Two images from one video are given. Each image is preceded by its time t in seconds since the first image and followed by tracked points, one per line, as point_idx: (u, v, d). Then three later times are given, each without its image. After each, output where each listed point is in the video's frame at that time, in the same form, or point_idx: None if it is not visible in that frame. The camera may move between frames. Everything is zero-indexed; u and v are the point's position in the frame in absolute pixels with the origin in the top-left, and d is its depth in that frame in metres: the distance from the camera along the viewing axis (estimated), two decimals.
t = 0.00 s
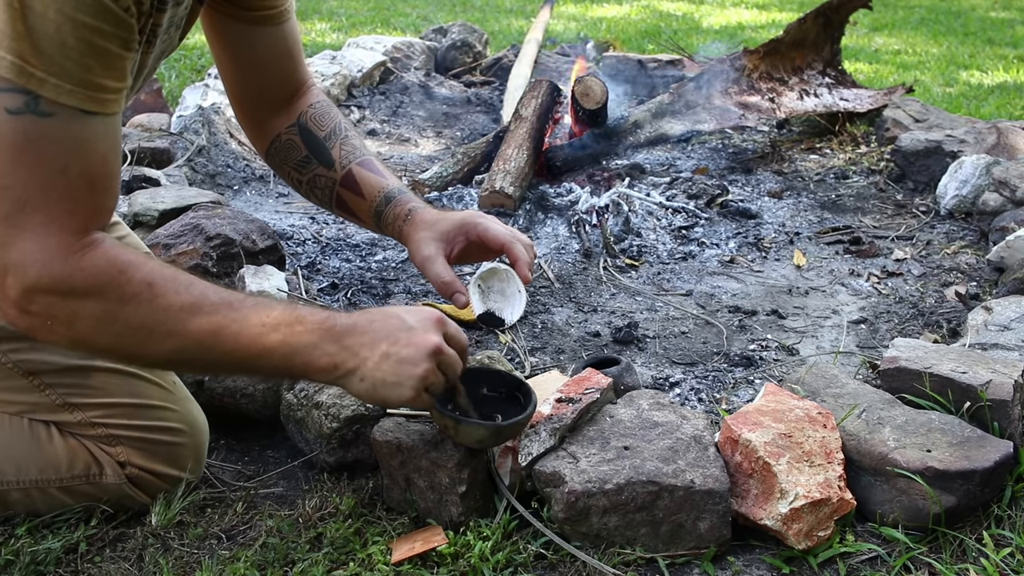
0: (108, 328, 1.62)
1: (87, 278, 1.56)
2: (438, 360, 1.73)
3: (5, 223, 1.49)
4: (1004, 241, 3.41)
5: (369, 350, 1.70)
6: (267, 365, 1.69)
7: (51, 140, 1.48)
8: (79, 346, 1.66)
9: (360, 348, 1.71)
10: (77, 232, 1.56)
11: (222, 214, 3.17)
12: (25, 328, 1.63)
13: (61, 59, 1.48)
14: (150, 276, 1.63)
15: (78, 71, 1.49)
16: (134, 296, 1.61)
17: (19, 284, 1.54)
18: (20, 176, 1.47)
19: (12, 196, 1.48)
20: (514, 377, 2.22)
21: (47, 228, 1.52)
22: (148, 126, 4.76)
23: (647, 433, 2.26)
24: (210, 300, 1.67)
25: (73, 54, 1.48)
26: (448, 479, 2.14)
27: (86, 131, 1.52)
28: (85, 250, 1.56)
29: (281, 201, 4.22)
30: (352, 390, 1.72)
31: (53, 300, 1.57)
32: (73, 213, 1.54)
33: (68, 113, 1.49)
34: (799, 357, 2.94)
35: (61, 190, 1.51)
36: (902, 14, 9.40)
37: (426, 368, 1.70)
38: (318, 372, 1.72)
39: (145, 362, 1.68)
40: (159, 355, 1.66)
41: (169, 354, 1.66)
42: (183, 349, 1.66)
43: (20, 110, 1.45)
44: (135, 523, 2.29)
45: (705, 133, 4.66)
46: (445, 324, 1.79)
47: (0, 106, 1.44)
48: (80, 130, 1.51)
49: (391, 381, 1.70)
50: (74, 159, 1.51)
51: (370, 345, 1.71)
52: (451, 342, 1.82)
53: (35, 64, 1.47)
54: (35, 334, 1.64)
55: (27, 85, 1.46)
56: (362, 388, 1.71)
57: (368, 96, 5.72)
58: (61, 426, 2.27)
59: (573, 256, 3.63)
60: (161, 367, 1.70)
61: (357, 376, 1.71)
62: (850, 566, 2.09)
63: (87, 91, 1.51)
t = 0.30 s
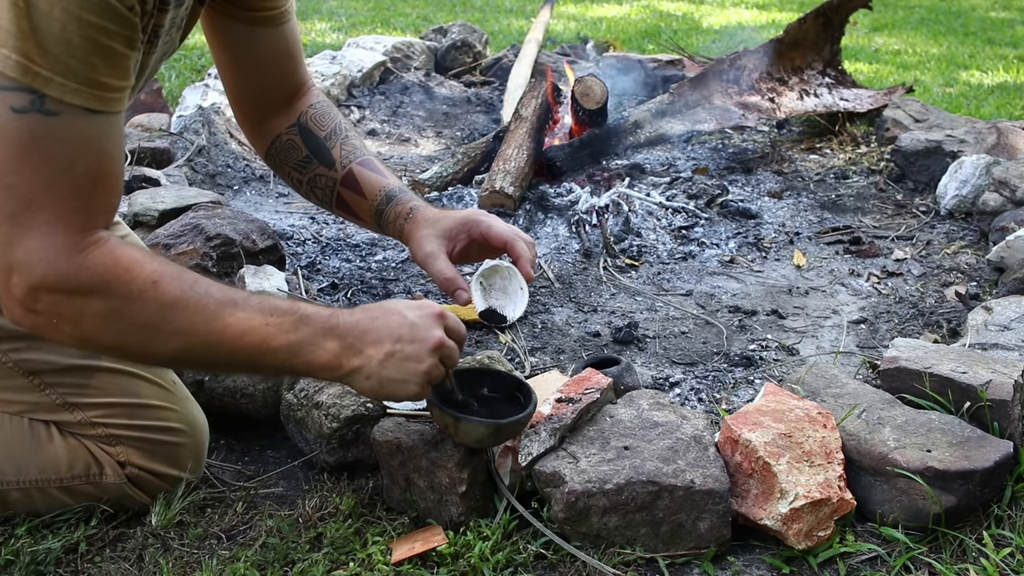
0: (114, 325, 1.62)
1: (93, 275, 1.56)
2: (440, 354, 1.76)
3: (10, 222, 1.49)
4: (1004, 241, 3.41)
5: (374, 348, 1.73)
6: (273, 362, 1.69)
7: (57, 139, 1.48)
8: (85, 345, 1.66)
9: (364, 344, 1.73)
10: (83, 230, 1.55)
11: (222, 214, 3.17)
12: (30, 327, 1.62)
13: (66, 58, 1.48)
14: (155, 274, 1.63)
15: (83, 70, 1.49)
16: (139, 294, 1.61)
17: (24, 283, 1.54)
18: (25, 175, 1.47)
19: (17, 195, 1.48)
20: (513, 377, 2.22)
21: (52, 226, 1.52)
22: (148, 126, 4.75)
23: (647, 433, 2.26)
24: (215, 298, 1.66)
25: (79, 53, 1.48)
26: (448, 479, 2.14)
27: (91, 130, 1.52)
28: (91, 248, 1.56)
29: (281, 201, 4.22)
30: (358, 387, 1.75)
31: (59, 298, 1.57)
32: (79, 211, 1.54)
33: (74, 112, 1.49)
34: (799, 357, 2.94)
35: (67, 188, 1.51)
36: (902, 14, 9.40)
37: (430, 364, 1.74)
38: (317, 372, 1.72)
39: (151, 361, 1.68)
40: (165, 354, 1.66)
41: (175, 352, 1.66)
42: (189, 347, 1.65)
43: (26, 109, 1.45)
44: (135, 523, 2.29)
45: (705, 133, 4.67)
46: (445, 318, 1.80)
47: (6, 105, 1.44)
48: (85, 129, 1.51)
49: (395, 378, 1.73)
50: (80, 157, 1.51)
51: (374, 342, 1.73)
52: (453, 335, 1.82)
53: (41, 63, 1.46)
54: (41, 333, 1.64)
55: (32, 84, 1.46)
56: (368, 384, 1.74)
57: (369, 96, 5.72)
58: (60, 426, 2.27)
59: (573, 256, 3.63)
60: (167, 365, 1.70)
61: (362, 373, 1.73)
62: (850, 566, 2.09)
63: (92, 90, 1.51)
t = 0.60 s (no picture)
0: (123, 322, 1.62)
1: (102, 272, 1.56)
2: (448, 352, 1.73)
3: (19, 219, 1.49)
4: (1004, 241, 3.41)
5: (380, 343, 1.71)
6: (282, 358, 1.68)
7: (63, 136, 1.48)
8: (95, 342, 1.66)
9: (371, 340, 1.71)
10: (91, 227, 1.55)
11: (222, 214, 3.17)
12: (40, 324, 1.63)
13: (72, 54, 1.48)
14: (164, 270, 1.63)
15: (89, 66, 1.49)
16: (148, 290, 1.61)
17: (33, 280, 1.54)
18: (32, 172, 1.47)
19: (24, 192, 1.48)
20: (514, 377, 2.22)
21: (60, 223, 1.52)
22: (148, 126, 4.75)
23: (647, 433, 2.26)
24: (223, 294, 1.66)
25: (85, 49, 1.48)
26: (448, 479, 2.14)
27: (98, 126, 1.52)
28: (99, 245, 1.56)
29: (281, 201, 4.22)
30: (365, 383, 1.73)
31: (69, 295, 1.57)
32: (86, 208, 1.54)
33: (80, 109, 1.49)
34: (799, 357, 2.94)
35: (74, 185, 1.51)
36: (902, 14, 9.40)
37: (437, 361, 1.71)
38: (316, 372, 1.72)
39: (161, 357, 1.68)
40: (175, 350, 1.66)
41: (185, 348, 1.65)
42: (198, 343, 1.65)
43: (32, 106, 1.45)
44: (135, 523, 2.29)
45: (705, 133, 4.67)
46: (456, 316, 1.79)
47: (12, 103, 1.44)
48: (91, 126, 1.51)
49: (404, 375, 1.70)
50: (86, 154, 1.51)
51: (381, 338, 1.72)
52: (465, 334, 1.81)
53: (47, 60, 1.46)
54: (52, 331, 1.65)
55: (39, 81, 1.46)
56: (375, 380, 1.72)
57: (368, 96, 5.72)
58: (60, 426, 2.27)
59: (573, 256, 3.63)
60: (178, 362, 1.70)
61: (369, 369, 1.71)
62: (850, 566, 2.09)
63: (98, 86, 1.51)
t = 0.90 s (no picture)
0: (129, 317, 1.61)
1: (108, 267, 1.55)
2: (456, 348, 1.73)
3: (24, 214, 1.48)
4: (1004, 241, 3.41)
5: (389, 337, 1.70)
6: (287, 354, 1.68)
7: (68, 131, 1.48)
8: (102, 339, 1.65)
9: (379, 334, 1.71)
10: (96, 222, 1.55)
11: (223, 214, 3.17)
12: (46, 321, 1.61)
13: (78, 50, 1.48)
14: (170, 265, 1.62)
15: (94, 61, 1.50)
16: (155, 285, 1.60)
17: (39, 276, 1.53)
18: (38, 167, 1.47)
19: (30, 187, 1.47)
20: (514, 377, 2.22)
21: (66, 218, 1.51)
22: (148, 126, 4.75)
23: (647, 433, 2.26)
24: (230, 289, 1.66)
25: (90, 44, 1.49)
26: (448, 479, 2.14)
27: (102, 121, 1.52)
28: (104, 240, 1.55)
29: (281, 201, 4.22)
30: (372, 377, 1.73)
31: (75, 291, 1.56)
32: (92, 202, 1.53)
33: (85, 104, 1.49)
34: (799, 357, 2.94)
35: (80, 179, 1.50)
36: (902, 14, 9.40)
37: (445, 355, 1.71)
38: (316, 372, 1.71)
39: (168, 353, 1.67)
40: (182, 345, 1.65)
41: (191, 344, 1.65)
42: (205, 338, 1.64)
43: (37, 101, 1.45)
44: (135, 523, 2.29)
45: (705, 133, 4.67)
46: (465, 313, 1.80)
47: (17, 98, 1.44)
48: (96, 121, 1.51)
49: (411, 369, 1.70)
50: (91, 148, 1.51)
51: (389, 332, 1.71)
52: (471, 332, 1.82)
53: (52, 55, 1.47)
54: (58, 327, 1.63)
55: (44, 76, 1.45)
56: (383, 374, 1.71)
57: (368, 96, 5.72)
58: (60, 426, 2.27)
59: (573, 256, 3.63)
60: (184, 358, 1.69)
61: (376, 363, 1.71)
62: (850, 566, 2.09)
63: (103, 81, 1.51)
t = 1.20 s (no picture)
0: (166, 319, 1.59)
1: (144, 266, 1.54)
2: (495, 360, 1.80)
3: (55, 214, 1.47)
4: (1004, 241, 3.41)
5: (433, 347, 1.73)
6: (327, 357, 1.67)
7: (90, 128, 1.47)
8: (138, 343, 1.63)
9: (423, 343, 1.73)
10: (130, 222, 1.53)
11: (223, 214, 3.17)
12: (83, 325, 1.59)
13: (89, 45, 1.47)
14: (206, 266, 1.60)
15: (106, 54, 1.49)
16: (191, 285, 1.58)
17: (75, 277, 1.51)
18: (64, 165, 1.45)
19: (60, 186, 1.46)
20: (514, 377, 2.21)
21: (98, 217, 1.49)
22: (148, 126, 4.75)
23: (646, 433, 2.26)
24: (266, 291, 1.64)
25: (101, 38, 1.48)
26: (448, 479, 2.14)
27: (123, 117, 1.51)
28: (139, 240, 1.53)
29: (281, 201, 4.22)
30: (410, 382, 1.76)
31: (111, 292, 1.54)
32: (123, 201, 1.51)
33: (101, 99, 1.48)
34: (799, 357, 2.94)
35: (110, 177, 1.49)
36: (902, 14, 9.40)
37: (486, 368, 1.78)
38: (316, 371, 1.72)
39: (205, 357, 1.65)
40: (218, 349, 1.63)
41: (228, 347, 1.63)
42: (243, 341, 1.62)
43: (55, 99, 1.44)
44: (135, 523, 2.29)
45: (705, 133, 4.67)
46: (504, 323, 1.84)
47: (35, 97, 1.44)
48: (116, 117, 1.50)
49: (451, 379, 1.76)
50: (119, 145, 1.49)
51: (433, 341, 1.73)
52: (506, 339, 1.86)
53: (64, 52, 1.46)
54: (95, 331, 1.61)
55: (58, 74, 1.44)
56: (423, 382, 1.75)
57: (368, 96, 5.71)
58: (60, 426, 2.27)
59: (573, 256, 3.63)
60: (222, 363, 1.67)
61: (417, 371, 1.74)
62: (850, 566, 2.09)
63: (118, 75, 1.50)
